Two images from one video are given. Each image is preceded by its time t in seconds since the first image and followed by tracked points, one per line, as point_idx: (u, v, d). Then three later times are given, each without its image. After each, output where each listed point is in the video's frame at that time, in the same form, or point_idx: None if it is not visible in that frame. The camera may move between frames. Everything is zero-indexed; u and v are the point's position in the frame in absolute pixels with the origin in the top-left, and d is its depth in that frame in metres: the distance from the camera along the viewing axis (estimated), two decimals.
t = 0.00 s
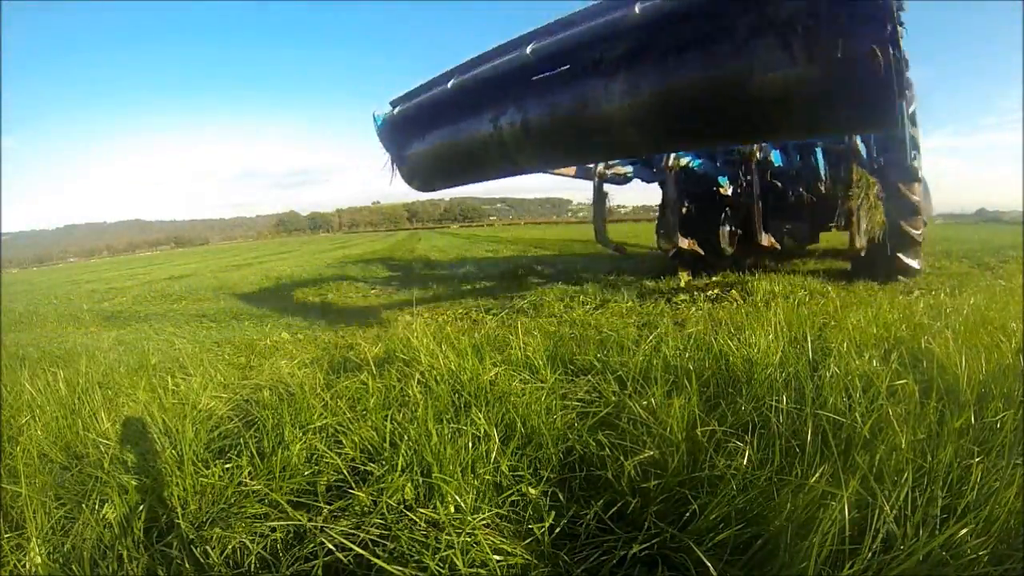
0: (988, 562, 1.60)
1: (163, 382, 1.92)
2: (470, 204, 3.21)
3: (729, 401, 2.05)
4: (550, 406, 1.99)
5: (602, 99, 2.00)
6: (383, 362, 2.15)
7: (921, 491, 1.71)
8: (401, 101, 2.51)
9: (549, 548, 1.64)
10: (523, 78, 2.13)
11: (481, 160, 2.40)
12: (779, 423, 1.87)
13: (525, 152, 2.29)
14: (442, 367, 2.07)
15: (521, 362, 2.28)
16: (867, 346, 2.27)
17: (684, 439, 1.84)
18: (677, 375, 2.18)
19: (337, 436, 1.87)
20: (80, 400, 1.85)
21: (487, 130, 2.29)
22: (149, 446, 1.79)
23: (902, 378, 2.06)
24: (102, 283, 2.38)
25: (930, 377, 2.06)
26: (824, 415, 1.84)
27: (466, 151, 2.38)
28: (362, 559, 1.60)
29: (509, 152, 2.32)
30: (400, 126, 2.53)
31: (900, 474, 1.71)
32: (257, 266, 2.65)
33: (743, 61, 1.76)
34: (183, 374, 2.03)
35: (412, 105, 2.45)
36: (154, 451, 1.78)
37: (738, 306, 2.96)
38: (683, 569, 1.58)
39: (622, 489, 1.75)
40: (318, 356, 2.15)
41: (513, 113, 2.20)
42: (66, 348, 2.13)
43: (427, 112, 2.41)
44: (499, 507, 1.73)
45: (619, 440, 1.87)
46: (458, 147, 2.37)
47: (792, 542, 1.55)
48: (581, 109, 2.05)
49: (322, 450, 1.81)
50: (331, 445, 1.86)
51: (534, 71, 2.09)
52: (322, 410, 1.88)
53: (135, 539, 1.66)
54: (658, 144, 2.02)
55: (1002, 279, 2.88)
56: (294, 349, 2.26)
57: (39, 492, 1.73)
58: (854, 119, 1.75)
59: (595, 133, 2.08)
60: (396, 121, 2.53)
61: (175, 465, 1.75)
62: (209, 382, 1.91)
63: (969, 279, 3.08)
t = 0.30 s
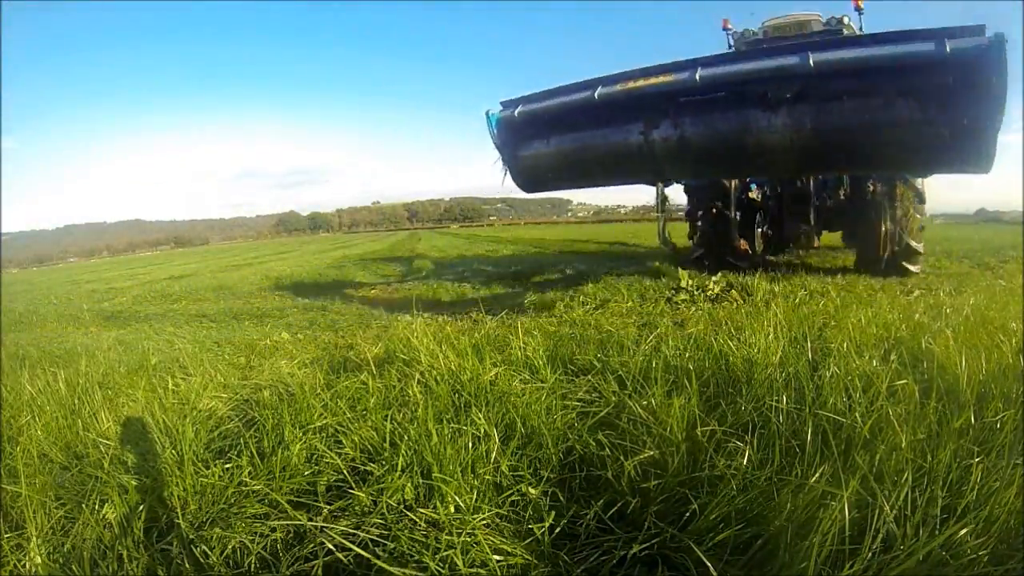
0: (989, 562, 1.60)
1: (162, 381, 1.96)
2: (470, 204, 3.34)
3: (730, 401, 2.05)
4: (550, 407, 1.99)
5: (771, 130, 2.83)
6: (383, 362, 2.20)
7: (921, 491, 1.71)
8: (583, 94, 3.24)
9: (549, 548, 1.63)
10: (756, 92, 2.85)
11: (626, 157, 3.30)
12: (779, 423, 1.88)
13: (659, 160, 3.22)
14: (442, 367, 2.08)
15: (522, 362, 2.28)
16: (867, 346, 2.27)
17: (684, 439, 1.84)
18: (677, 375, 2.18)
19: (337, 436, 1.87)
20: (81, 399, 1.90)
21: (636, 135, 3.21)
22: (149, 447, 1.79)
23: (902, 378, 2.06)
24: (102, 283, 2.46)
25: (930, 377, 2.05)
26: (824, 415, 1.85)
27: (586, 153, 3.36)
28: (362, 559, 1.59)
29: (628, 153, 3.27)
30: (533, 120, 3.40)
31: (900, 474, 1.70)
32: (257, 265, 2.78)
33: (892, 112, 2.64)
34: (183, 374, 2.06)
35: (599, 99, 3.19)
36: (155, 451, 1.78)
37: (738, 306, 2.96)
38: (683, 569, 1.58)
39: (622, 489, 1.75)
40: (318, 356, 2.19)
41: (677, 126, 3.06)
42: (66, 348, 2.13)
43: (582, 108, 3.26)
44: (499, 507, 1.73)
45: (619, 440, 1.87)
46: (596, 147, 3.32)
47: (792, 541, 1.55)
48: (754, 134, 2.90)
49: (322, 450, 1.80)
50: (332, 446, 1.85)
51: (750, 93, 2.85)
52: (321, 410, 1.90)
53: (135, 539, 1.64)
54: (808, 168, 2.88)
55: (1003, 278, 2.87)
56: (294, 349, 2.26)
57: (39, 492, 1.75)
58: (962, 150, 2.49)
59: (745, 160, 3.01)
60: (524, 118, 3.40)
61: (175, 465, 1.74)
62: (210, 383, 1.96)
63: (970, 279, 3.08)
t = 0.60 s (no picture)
0: (989, 563, 1.60)
1: (162, 381, 1.99)
2: (469, 205, 3.85)
3: (729, 401, 2.05)
4: (550, 407, 2.00)
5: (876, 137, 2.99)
6: (382, 363, 2.20)
7: (921, 491, 1.71)
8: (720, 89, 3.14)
9: (549, 548, 1.63)
10: (828, 113, 3.09)
11: (744, 156, 3.25)
12: (779, 423, 1.88)
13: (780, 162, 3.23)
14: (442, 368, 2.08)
15: (522, 362, 2.28)
16: (867, 346, 2.26)
17: (684, 439, 1.84)
18: (677, 376, 2.18)
19: (337, 436, 1.86)
20: (81, 399, 1.92)
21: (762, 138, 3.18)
22: (149, 447, 1.79)
23: (902, 378, 2.06)
24: (102, 283, 2.58)
25: (930, 377, 2.05)
26: (824, 415, 1.85)
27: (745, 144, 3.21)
28: (362, 559, 1.58)
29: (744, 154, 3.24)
30: (652, 113, 3.18)
31: (900, 474, 1.70)
32: (257, 265, 2.95)
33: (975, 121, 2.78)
34: (182, 374, 2.09)
35: (735, 100, 3.12)
36: (154, 452, 1.78)
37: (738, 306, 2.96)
38: (683, 569, 1.58)
39: (622, 489, 1.75)
40: (318, 356, 2.22)
41: (803, 130, 3.12)
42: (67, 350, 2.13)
43: (720, 109, 3.14)
44: (499, 507, 1.73)
45: (619, 440, 1.88)
46: (724, 143, 3.21)
47: (792, 541, 1.55)
48: (868, 142, 3.02)
49: (322, 450, 1.80)
50: (332, 445, 1.85)
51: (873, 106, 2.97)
52: (321, 411, 1.90)
53: (135, 539, 1.63)
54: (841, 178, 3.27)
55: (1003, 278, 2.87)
56: (294, 350, 2.26)
57: (39, 492, 1.74)
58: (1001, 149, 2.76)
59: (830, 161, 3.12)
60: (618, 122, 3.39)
61: (175, 465, 1.74)
62: (210, 385, 1.98)
63: (969, 279, 3.07)
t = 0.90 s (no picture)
0: (989, 563, 1.59)
1: (161, 382, 2.01)
2: (468, 206, 3.92)
3: (729, 401, 2.05)
4: (550, 407, 1.99)
5: (934, 164, 3.02)
6: (383, 363, 2.20)
7: (921, 490, 1.71)
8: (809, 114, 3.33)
9: (549, 548, 1.63)
10: (901, 142, 3.14)
11: (823, 178, 3.33)
12: (779, 423, 1.88)
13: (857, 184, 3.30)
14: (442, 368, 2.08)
15: (522, 362, 2.28)
16: (867, 346, 2.26)
17: (684, 439, 1.84)
18: (677, 376, 2.17)
19: (337, 436, 1.86)
20: (81, 399, 1.95)
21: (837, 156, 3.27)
22: (149, 446, 1.79)
23: (903, 378, 2.05)
24: (101, 283, 2.74)
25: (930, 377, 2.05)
26: (824, 415, 1.85)
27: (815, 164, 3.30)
28: (362, 559, 1.58)
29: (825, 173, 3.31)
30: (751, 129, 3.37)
31: (901, 474, 1.70)
32: (257, 266, 3.12)
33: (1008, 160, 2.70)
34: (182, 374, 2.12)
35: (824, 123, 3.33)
36: (154, 451, 1.78)
37: (738, 306, 2.96)
38: (683, 569, 1.58)
39: (622, 489, 1.75)
40: (318, 357, 2.23)
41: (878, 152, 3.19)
42: (67, 350, 2.19)
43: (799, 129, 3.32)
44: (499, 507, 1.72)
45: (619, 440, 1.88)
46: (805, 160, 3.30)
47: (792, 541, 1.55)
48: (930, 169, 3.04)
49: (322, 450, 1.80)
50: (332, 445, 1.84)
51: (922, 140, 3.07)
52: (322, 411, 1.90)
53: (135, 539, 1.63)
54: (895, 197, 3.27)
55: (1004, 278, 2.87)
56: (294, 350, 2.27)
57: (39, 492, 1.74)
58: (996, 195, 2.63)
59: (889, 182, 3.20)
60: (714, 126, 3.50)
61: (175, 465, 1.73)
62: (210, 385, 2.01)
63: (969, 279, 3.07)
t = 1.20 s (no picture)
0: (989, 563, 1.59)
1: (161, 381, 2.02)
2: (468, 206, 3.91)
3: (729, 401, 2.05)
4: (550, 407, 1.99)
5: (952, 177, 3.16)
6: (383, 364, 2.21)
7: (921, 491, 1.71)
8: (860, 130, 3.79)
9: (549, 547, 1.62)
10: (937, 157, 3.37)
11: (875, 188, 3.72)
12: (779, 423, 1.88)
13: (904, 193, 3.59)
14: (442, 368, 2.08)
15: (522, 362, 2.28)
16: (867, 346, 2.26)
17: (684, 439, 1.84)
18: (677, 376, 2.17)
19: (337, 436, 1.86)
20: (81, 398, 1.96)
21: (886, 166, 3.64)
22: (150, 447, 1.79)
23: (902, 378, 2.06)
24: (100, 283, 2.75)
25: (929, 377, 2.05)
26: (824, 415, 1.85)
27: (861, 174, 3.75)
28: (361, 559, 1.58)
29: (871, 184, 3.73)
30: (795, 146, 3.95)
31: (901, 474, 1.70)
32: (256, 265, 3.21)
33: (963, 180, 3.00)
34: (182, 374, 2.13)
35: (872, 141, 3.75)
36: (155, 452, 1.77)
37: (738, 306, 2.96)
38: (683, 569, 1.57)
39: (622, 489, 1.76)
40: (318, 357, 2.25)
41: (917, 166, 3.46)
42: (66, 349, 2.17)
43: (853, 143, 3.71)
44: (499, 507, 1.72)
45: (619, 440, 1.88)
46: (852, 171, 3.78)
47: (792, 542, 1.54)
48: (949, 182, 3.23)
49: (322, 450, 1.79)
50: (332, 445, 1.84)
51: (951, 150, 3.29)
52: (322, 411, 1.90)
53: (135, 539, 1.62)
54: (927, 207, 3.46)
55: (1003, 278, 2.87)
56: (294, 350, 2.28)
57: (39, 492, 1.74)
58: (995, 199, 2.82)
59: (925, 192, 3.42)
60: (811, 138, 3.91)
61: (175, 465, 1.72)
62: (210, 385, 2.02)
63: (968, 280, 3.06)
